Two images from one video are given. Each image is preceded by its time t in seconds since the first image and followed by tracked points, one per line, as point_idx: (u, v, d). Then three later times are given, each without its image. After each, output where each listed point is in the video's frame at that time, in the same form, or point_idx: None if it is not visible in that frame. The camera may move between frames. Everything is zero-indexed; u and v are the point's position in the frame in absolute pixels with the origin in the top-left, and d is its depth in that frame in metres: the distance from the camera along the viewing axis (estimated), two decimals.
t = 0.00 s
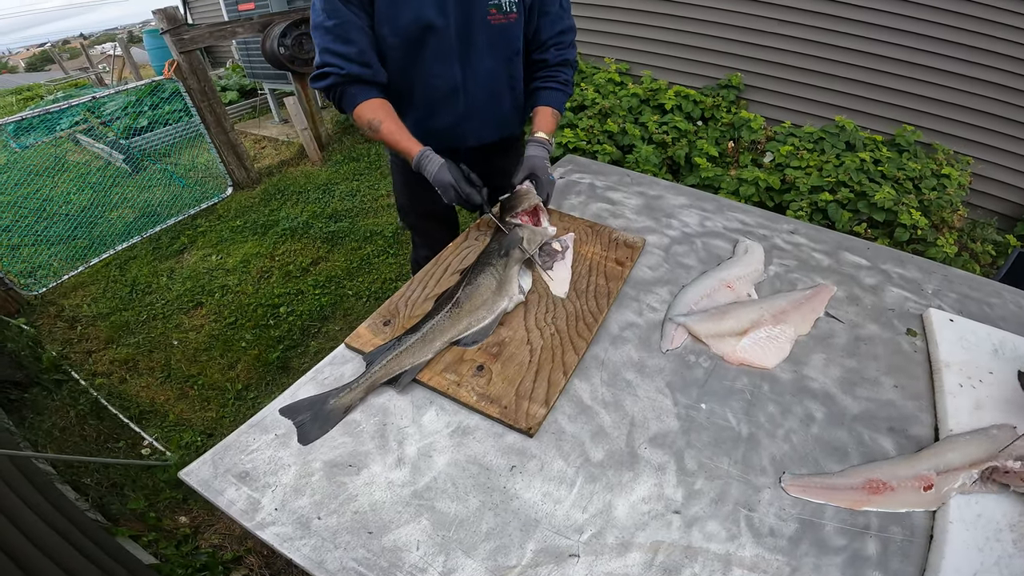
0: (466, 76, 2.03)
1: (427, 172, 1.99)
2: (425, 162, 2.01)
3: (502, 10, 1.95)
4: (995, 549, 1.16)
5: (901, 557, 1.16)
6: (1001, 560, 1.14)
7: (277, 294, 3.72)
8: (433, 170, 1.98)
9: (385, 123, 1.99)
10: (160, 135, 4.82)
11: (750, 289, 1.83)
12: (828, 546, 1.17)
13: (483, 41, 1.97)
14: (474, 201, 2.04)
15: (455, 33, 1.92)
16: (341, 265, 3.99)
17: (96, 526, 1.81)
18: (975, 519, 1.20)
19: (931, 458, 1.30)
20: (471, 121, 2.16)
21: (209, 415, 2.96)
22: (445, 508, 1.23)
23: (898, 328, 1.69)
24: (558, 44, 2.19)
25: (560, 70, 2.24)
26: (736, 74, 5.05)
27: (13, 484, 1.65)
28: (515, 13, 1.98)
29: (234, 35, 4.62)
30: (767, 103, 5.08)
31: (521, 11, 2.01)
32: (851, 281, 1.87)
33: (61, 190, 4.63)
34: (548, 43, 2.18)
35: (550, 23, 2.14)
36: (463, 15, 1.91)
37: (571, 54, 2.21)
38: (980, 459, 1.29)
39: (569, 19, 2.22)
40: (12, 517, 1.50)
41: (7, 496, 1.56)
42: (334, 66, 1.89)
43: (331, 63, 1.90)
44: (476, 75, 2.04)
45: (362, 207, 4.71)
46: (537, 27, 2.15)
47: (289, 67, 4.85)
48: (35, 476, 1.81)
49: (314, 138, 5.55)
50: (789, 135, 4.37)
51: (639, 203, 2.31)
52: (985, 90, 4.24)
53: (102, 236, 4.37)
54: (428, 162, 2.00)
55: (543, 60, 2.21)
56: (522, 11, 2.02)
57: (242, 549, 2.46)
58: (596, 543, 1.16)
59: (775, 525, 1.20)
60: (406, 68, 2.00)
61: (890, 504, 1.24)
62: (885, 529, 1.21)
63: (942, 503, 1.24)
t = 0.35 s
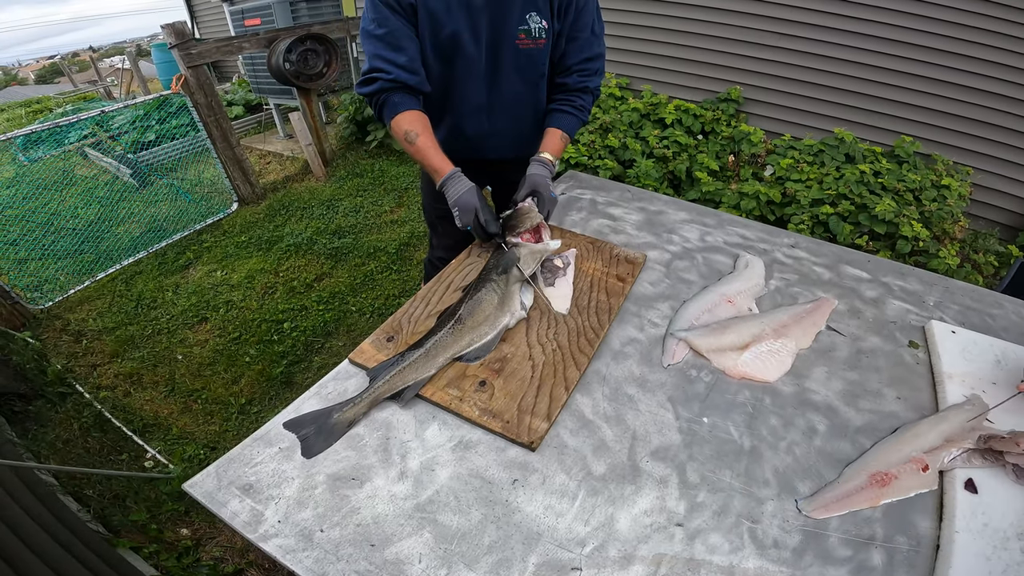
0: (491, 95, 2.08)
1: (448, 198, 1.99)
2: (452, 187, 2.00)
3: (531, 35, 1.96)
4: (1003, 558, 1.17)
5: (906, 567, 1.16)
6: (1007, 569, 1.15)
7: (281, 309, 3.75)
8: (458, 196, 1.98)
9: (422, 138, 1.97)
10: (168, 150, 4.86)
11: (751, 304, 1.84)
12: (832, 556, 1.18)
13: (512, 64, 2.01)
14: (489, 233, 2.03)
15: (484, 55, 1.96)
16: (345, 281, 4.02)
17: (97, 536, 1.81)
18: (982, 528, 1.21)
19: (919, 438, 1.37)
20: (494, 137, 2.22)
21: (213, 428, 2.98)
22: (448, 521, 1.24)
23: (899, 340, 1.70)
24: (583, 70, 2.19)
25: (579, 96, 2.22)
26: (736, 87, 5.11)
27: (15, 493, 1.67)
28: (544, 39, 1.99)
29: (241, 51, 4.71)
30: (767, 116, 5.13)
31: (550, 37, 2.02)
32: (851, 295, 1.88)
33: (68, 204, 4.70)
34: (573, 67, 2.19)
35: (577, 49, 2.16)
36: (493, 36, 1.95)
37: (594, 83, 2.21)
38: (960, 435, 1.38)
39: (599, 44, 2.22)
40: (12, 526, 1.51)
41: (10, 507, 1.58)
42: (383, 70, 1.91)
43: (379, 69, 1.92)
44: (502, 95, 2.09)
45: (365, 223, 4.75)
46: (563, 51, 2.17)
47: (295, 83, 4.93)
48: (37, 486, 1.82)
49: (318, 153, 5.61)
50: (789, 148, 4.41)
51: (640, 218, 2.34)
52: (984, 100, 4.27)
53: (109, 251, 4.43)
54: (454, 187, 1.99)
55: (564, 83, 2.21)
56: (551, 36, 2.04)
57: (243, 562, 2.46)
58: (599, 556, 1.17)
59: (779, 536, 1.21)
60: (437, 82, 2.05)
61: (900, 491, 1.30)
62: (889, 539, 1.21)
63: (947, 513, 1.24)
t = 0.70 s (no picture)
0: (507, 97, 2.08)
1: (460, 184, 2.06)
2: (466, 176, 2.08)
3: (546, 36, 1.94)
4: (1011, 558, 1.16)
5: (914, 567, 1.16)
6: (1014, 569, 1.15)
7: (283, 311, 3.74)
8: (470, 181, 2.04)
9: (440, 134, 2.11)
10: (168, 152, 4.90)
11: (754, 304, 1.84)
12: (839, 557, 1.18)
13: (525, 65, 1.99)
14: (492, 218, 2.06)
15: (499, 57, 1.96)
16: (346, 283, 4.02)
17: (99, 540, 1.81)
18: (989, 528, 1.20)
19: (925, 437, 1.37)
20: (509, 139, 2.22)
21: (214, 431, 2.98)
22: (452, 523, 1.24)
23: (904, 340, 1.70)
24: (598, 71, 2.15)
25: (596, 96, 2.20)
26: (736, 88, 5.10)
27: (16, 495, 1.67)
28: (558, 40, 1.96)
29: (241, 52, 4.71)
30: (768, 116, 5.12)
31: (565, 37, 1.99)
32: (855, 294, 1.88)
33: (69, 207, 4.72)
34: (589, 67, 2.15)
35: (594, 48, 2.11)
36: (507, 38, 1.94)
37: (610, 84, 2.18)
38: (968, 436, 1.38)
39: (619, 42, 2.17)
40: (12, 527, 1.51)
41: (10, 507, 1.58)
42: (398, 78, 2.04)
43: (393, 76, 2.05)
44: (517, 96, 2.08)
45: (366, 225, 4.75)
46: (580, 50, 2.13)
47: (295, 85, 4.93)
48: (38, 488, 1.81)
49: (319, 155, 5.61)
50: (789, 148, 4.41)
51: (642, 219, 2.34)
52: (986, 100, 4.27)
53: (110, 253, 4.42)
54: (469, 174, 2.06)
55: (580, 83, 2.18)
56: (567, 37, 2.01)
57: (245, 564, 2.46)
58: (604, 557, 1.17)
59: (785, 537, 1.21)
60: (453, 84, 2.08)
61: (904, 488, 1.30)
62: (897, 539, 1.21)
63: (955, 513, 1.23)
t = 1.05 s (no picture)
0: (514, 98, 2.06)
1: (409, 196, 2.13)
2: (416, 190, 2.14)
3: (553, 36, 1.94)
4: (1013, 558, 1.16)
5: (916, 566, 1.15)
6: (1016, 569, 1.14)
7: (282, 312, 3.74)
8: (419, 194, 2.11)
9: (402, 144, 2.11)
10: (167, 153, 4.93)
11: (753, 303, 1.84)
12: (841, 557, 1.17)
13: (533, 65, 1.98)
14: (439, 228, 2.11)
15: (507, 59, 1.95)
16: (345, 284, 4.01)
17: (99, 541, 1.81)
18: (991, 528, 1.20)
19: (926, 437, 1.37)
20: (518, 141, 2.21)
21: (213, 432, 2.97)
22: (451, 524, 1.23)
23: (904, 339, 1.70)
24: (615, 68, 2.14)
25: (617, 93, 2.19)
26: (735, 88, 5.10)
27: (15, 495, 1.65)
28: (566, 39, 1.96)
29: (240, 53, 4.70)
30: (767, 116, 5.12)
31: (572, 37, 1.98)
32: (855, 294, 1.88)
33: (68, 208, 4.71)
34: (604, 66, 2.13)
35: (605, 46, 2.09)
36: (515, 39, 1.94)
37: (629, 79, 2.15)
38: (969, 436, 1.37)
39: (631, 41, 2.15)
40: (11, 527, 1.50)
41: (9, 507, 1.57)
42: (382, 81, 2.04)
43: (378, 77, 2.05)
44: (526, 97, 2.06)
45: (366, 225, 4.75)
46: (590, 50, 2.11)
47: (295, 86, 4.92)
48: (37, 488, 1.80)
49: (318, 156, 5.61)
50: (788, 148, 4.42)
51: (642, 218, 2.34)
52: (986, 99, 4.27)
53: (109, 254, 4.41)
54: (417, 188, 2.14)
55: (599, 82, 2.16)
56: (574, 37, 2.00)
57: (245, 565, 2.44)
58: (604, 558, 1.16)
59: (786, 537, 1.20)
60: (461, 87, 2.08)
61: (905, 489, 1.29)
62: (899, 539, 1.20)
63: (956, 512, 1.23)
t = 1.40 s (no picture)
0: (511, 98, 2.06)
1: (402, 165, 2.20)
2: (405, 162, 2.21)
3: (554, 36, 1.94)
4: (1013, 559, 1.16)
5: (916, 568, 1.15)
6: (1016, 569, 1.14)
7: (281, 314, 3.73)
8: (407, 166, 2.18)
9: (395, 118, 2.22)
10: (165, 155, 4.93)
11: (752, 304, 1.83)
12: (840, 558, 1.17)
13: (531, 65, 1.98)
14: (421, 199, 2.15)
15: (504, 57, 1.96)
16: (344, 285, 4.01)
17: (99, 544, 1.80)
18: (990, 528, 1.19)
19: (924, 437, 1.36)
20: (515, 142, 2.20)
21: (212, 434, 2.96)
22: (449, 527, 1.23)
23: (903, 339, 1.69)
24: (618, 71, 2.12)
25: (618, 93, 2.15)
26: (733, 88, 5.10)
27: (14, 497, 1.65)
28: (566, 40, 1.96)
29: (238, 55, 4.70)
30: (765, 116, 5.12)
31: (573, 39, 1.99)
32: (854, 294, 1.87)
33: (67, 210, 4.70)
34: (607, 69, 2.12)
35: (608, 49, 2.09)
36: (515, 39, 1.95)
37: (632, 81, 2.14)
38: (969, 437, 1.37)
39: (634, 44, 2.15)
40: (10, 529, 1.49)
41: (8, 509, 1.56)
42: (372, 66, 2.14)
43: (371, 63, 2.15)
44: (523, 97, 2.06)
45: (364, 226, 4.74)
46: (593, 53, 2.11)
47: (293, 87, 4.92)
48: (36, 490, 1.80)
49: (317, 157, 5.60)
50: (787, 148, 4.42)
51: (640, 219, 2.33)
52: (987, 99, 4.26)
53: (107, 257, 4.42)
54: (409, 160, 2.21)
55: (600, 85, 2.16)
56: (575, 38, 2.01)
57: (245, 567, 2.43)
58: (603, 560, 1.16)
59: (786, 538, 1.20)
60: (458, 84, 2.08)
61: (903, 489, 1.29)
62: (899, 540, 1.20)
63: (956, 513, 1.22)
